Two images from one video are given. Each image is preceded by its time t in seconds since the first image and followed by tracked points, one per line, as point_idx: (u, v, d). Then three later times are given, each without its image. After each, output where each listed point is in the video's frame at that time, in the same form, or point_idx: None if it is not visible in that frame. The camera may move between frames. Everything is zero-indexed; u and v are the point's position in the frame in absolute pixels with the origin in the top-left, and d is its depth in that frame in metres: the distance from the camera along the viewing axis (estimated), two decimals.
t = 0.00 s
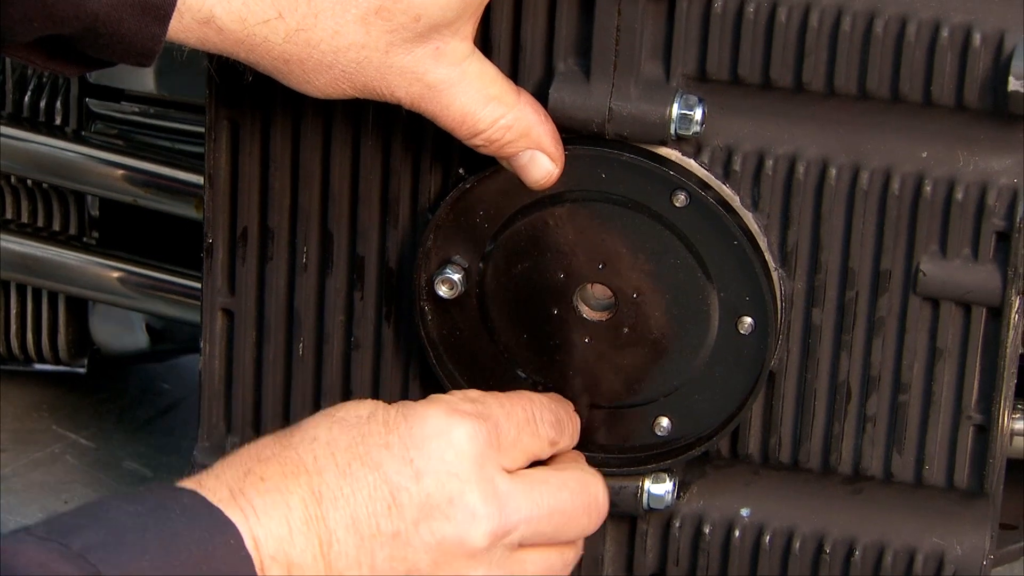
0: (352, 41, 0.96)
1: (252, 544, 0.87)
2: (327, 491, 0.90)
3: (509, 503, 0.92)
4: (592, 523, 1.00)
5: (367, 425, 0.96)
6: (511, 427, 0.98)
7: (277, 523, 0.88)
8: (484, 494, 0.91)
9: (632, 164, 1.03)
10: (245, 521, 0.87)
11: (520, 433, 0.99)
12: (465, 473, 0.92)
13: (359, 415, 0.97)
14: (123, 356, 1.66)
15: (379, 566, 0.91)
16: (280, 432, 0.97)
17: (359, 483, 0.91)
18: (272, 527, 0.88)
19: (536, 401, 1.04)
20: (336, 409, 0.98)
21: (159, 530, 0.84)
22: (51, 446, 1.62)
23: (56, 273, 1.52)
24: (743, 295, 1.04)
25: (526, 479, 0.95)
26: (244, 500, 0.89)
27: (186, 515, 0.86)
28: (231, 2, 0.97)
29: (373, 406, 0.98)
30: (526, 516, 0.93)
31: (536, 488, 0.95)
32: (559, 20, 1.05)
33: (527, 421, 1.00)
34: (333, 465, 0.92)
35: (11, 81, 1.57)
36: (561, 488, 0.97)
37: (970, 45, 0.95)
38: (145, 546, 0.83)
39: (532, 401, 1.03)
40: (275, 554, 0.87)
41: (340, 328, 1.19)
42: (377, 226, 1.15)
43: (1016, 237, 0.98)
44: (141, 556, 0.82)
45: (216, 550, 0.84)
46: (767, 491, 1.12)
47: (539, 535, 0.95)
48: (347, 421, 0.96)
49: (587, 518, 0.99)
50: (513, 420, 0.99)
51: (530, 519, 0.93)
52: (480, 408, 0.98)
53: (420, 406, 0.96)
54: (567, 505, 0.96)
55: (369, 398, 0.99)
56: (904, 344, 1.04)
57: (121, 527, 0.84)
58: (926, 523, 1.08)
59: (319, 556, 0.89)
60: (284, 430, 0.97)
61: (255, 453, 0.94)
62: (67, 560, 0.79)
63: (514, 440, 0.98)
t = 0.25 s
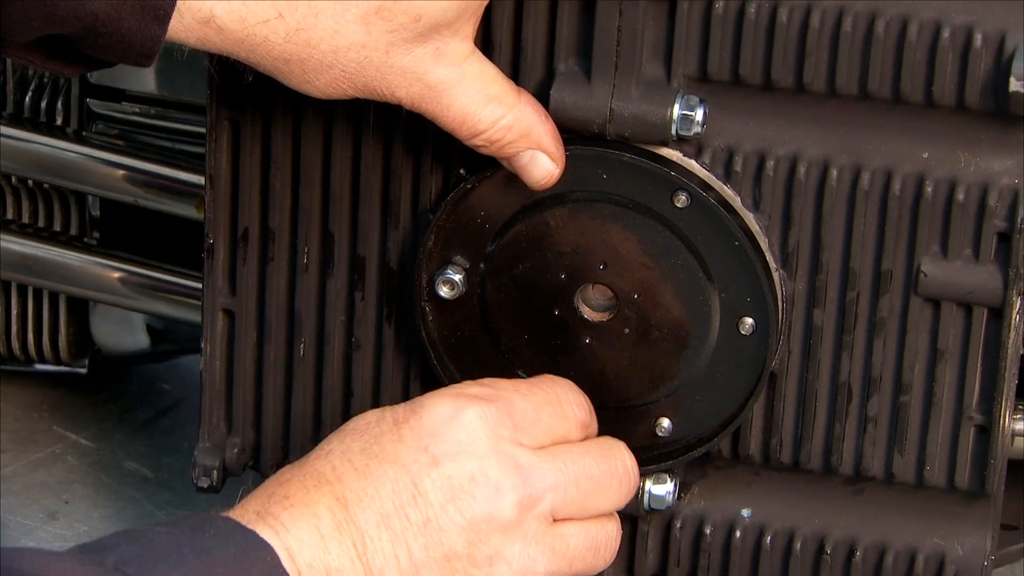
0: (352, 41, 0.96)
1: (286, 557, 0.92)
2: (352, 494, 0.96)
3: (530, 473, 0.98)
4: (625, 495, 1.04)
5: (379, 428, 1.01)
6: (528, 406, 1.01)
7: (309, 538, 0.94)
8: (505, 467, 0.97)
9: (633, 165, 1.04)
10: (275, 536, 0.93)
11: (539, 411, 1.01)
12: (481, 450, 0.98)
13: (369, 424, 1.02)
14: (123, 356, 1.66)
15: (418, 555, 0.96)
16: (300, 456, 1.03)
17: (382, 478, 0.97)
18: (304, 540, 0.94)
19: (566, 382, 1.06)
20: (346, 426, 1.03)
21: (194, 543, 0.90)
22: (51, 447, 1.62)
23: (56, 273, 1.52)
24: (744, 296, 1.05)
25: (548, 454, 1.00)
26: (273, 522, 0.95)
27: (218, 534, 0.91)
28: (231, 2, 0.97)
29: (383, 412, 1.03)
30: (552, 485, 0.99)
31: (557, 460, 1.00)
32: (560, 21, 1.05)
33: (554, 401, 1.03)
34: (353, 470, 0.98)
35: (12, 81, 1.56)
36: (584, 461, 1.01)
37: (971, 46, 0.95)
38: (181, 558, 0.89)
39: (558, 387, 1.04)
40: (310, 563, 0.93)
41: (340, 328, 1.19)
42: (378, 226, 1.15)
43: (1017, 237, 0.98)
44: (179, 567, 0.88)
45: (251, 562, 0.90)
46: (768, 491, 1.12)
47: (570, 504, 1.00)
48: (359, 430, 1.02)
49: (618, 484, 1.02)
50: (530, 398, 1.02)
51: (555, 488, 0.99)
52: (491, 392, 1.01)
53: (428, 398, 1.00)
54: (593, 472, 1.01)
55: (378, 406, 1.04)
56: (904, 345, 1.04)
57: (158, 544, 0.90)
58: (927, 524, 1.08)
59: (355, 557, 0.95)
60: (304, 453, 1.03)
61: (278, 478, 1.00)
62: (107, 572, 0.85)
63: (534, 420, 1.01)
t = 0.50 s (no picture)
0: (353, 41, 0.96)
1: None
2: (335, 513, 0.95)
3: (504, 461, 0.97)
4: (617, 465, 1.03)
5: (348, 451, 1.00)
6: (489, 392, 1.00)
7: (300, 560, 0.91)
8: (475, 459, 0.96)
9: (634, 165, 1.04)
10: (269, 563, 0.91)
11: (502, 396, 1.01)
12: (449, 446, 0.96)
13: (338, 451, 1.01)
14: (124, 356, 1.66)
15: (410, 562, 0.93)
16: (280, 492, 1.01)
17: (361, 493, 0.96)
18: (297, 563, 0.91)
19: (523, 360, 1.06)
20: (316, 456, 1.02)
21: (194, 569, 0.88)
22: (52, 447, 1.62)
23: (57, 273, 1.52)
24: (745, 297, 1.04)
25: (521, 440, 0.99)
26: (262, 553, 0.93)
27: (219, 561, 0.89)
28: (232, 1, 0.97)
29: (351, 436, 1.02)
30: (529, 469, 0.97)
31: (530, 446, 0.99)
32: (561, 21, 1.05)
33: (515, 380, 1.02)
34: (331, 493, 0.96)
35: (12, 82, 1.54)
36: (561, 445, 1.00)
37: (972, 46, 0.95)
38: None
39: (518, 369, 1.04)
40: None
41: (341, 328, 1.19)
42: (379, 226, 1.15)
43: (1018, 238, 0.98)
44: None
45: None
46: (769, 492, 1.12)
47: (553, 485, 0.98)
48: (327, 458, 1.01)
49: (599, 457, 1.01)
50: (490, 386, 1.01)
51: (532, 471, 0.97)
52: (453, 389, 1.01)
53: (389, 409, 1.00)
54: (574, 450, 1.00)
55: (342, 432, 1.04)
56: (906, 345, 1.04)
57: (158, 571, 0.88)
58: (928, 524, 1.08)
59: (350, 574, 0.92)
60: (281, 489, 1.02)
61: (261, 516, 0.98)
62: None
63: (500, 404, 1.00)
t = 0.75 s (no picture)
0: (353, 41, 0.96)
1: None
2: (348, 517, 0.97)
3: (518, 467, 0.99)
4: (631, 467, 1.04)
5: (360, 453, 1.02)
6: (494, 385, 1.01)
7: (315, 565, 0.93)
8: (490, 465, 0.98)
9: (634, 165, 1.04)
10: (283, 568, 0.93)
11: (506, 386, 1.01)
12: (464, 451, 0.98)
13: (349, 451, 1.03)
14: (124, 356, 1.66)
15: (425, 566, 0.96)
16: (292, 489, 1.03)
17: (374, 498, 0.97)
18: (312, 567, 0.93)
19: (520, 346, 1.05)
20: (327, 456, 1.03)
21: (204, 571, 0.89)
22: (52, 447, 1.62)
23: (57, 273, 1.52)
24: (745, 297, 1.05)
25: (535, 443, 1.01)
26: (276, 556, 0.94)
27: (231, 563, 0.91)
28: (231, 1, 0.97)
29: (362, 434, 1.03)
30: (541, 474, 0.99)
31: (544, 450, 1.00)
32: (560, 21, 1.05)
33: (517, 368, 1.02)
34: (344, 497, 0.98)
35: (12, 81, 1.55)
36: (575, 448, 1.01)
37: (972, 46, 0.95)
38: None
39: (522, 354, 1.03)
40: None
41: (341, 328, 1.19)
42: (378, 226, 1.15)
43: (1018, 238, 0.98)
44: None
45: None
46: (769, 492, 1.12)
47: (565, 489, 1.01)
48: (340, 458, 1.02)
49: (614, 460, 1.03)
50: (494, 377, 1.01)
51: (545, 475, 0.99)
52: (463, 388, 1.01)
53: (400, 410, 1.01)
54: (590, 455, 1.02)
55: (354, 429, 1.05)
56: (905, 345, 1.04)
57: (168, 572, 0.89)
58: (928, 524, 1.08)
59: None
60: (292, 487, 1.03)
61: (272, 514, 1.00)
62: None
63: (507, 397, 1.01)
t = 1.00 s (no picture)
0: (354, 41, 0.96)
1: None
2: (345, 510, 0.91)
3: (522, 481, 0.95)
4: (625, 494, 1.02)
5: (364, 442, 0.97)
6: (515, 402, 0.99)
7: (308, 557, 0.88)
8: (496, 477, 0.94)
9: (634, 165, 1.04)
10: (273, 552, 0.87)
11: (526, 408, 1.00)
12: (472, 459, 0.94)
13: (352, 439, 0.98)
14: (124, 356, 1.66)
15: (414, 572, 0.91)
16: (284, 469, 0.98)
17: (373, 493, 0.92)
18: (303, 556, 0.87)
19: (548, 365, 1.05)
20: (329, 441, 0.99)
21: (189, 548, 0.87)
22: (53, 447, 1.62)
23: (57, 273, 1.52)
24: (745, 297, 1.05)
25: (541, 457, 0.97)
26: (267, 537, 0.89)
27: (218, 544, 0.86)
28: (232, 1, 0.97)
29: (366, 423, 0.99)
30: (545, 492, 0.95)
31: (550, 464, 0.97)
32: (561, 21, 1.05)
33: (544, 393, 1.02)
34: (344, 488, 0.93)
35: (12, 81, 1.55)
36: (581, 467, 0.99)
37: (972, 46, 0.95)
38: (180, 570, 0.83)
39: (555, 373, 1.04)
40: None
41: (341, 328, 1.19)
42: (379, 226, 1.15)
43: (1018, 238, 0.98)
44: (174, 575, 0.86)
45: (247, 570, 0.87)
46: (769, 492, 1.12)
47: (565, 508, 0.97)
48: (341, 446, 0.98)
49: (615, 484, 1.00)
50: (516, 395, 1.00)
51: (548, 492, 0.96)
52: (478, 396, 0.99)
53: (411, 406, 0.97)
54: (590, 477, 0.99)
55: (357, 416, 1.00)
56: (906, 345, 1.04)
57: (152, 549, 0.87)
58: (929, 524, 1.08)
59: None
60: (285, 465, 0.98)
61: (264, 492, 0.95)
62: None
63: (524, 417, 0.99)
